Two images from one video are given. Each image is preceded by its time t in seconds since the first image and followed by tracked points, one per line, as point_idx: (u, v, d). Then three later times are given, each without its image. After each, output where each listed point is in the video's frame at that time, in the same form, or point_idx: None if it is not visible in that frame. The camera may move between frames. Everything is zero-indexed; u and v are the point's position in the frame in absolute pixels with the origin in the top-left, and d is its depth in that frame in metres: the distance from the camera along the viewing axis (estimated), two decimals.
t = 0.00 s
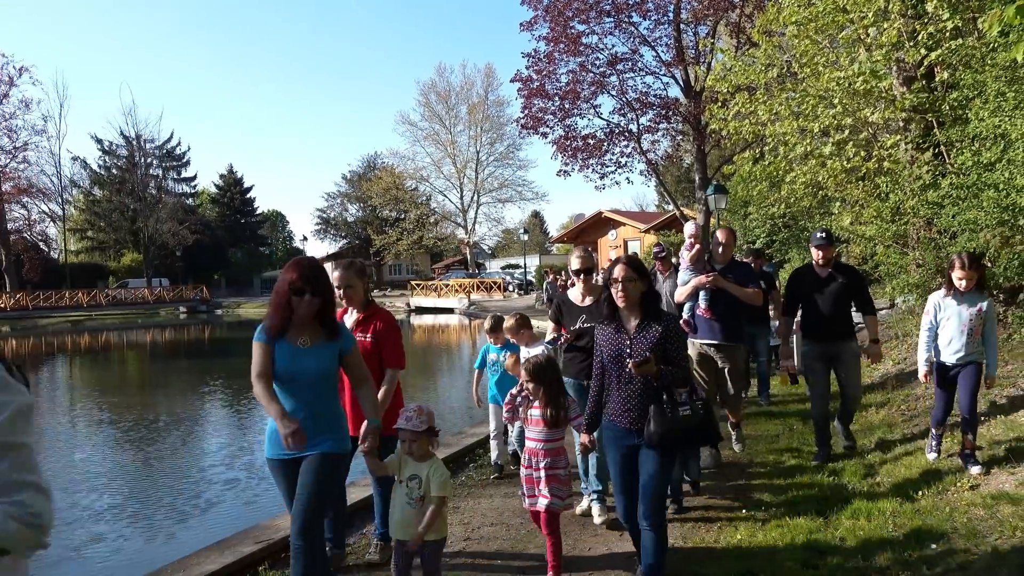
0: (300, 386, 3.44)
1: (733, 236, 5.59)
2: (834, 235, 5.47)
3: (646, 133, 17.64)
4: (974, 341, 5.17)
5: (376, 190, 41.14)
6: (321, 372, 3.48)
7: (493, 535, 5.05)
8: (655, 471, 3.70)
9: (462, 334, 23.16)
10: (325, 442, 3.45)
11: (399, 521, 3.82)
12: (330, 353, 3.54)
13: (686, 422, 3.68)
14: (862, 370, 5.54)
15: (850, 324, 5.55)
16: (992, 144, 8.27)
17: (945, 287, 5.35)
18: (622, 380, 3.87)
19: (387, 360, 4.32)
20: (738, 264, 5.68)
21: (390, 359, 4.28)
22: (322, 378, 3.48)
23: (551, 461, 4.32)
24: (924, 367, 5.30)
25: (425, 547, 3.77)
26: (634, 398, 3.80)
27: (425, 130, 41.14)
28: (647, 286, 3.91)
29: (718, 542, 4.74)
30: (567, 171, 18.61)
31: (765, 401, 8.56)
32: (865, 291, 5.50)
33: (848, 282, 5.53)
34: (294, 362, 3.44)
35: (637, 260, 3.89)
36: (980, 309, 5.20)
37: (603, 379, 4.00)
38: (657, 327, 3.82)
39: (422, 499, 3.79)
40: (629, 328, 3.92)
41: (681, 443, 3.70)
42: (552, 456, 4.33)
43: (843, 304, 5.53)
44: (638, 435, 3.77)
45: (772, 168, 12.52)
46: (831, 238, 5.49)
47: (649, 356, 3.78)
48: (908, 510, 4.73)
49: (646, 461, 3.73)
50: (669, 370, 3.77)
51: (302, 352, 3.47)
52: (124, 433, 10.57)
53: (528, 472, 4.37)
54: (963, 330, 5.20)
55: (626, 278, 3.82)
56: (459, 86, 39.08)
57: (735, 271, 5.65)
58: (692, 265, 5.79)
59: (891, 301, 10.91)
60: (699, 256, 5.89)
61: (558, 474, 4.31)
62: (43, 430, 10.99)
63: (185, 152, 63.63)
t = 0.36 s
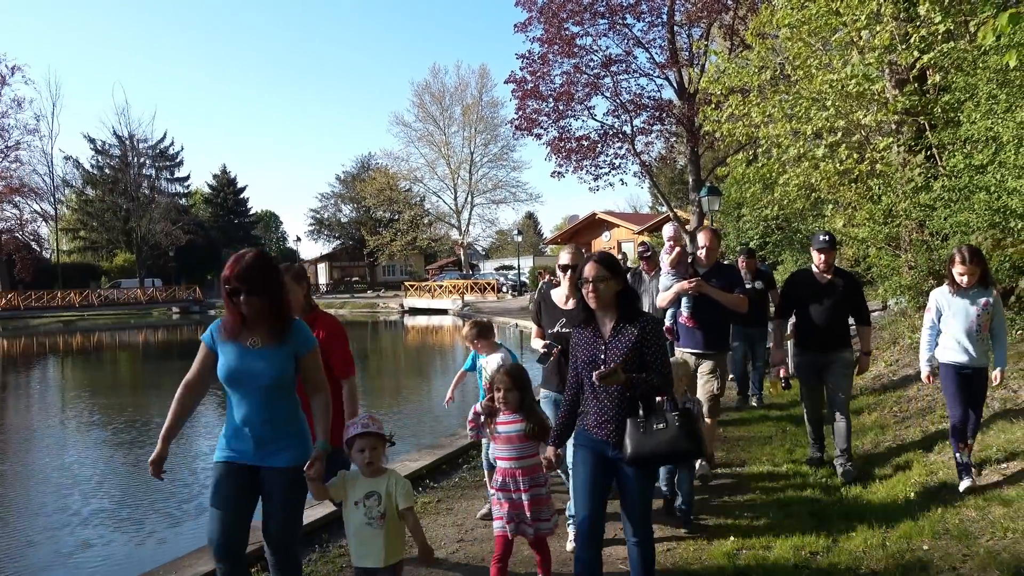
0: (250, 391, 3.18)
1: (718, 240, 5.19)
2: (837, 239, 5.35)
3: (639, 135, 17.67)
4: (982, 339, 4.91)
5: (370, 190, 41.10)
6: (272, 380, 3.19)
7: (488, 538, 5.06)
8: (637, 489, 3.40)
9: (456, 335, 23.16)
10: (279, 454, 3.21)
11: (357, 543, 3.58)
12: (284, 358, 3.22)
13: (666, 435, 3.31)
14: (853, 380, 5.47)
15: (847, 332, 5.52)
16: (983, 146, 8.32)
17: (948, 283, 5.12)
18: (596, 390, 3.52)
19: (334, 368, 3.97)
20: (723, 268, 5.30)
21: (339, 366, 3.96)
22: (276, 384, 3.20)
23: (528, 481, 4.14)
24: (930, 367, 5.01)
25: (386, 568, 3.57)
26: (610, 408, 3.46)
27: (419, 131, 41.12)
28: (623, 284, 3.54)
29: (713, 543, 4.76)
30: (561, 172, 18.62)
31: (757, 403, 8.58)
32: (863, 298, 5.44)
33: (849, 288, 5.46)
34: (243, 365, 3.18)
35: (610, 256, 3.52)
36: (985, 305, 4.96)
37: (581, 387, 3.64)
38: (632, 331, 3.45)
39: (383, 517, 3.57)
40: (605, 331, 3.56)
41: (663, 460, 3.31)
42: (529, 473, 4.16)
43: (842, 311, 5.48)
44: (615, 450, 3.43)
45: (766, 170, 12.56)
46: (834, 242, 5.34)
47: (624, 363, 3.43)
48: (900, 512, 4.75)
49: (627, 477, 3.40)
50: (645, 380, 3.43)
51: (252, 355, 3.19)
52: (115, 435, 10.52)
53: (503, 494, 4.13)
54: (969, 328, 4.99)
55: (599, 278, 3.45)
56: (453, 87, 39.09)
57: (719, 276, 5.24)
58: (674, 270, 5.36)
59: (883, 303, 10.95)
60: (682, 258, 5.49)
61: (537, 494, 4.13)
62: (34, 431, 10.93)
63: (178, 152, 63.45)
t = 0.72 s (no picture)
0: (172, 408, 3.09)
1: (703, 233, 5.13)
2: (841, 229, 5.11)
3: (632, 135, 17.69)
4: (982, 344, 4.72)
5: (362, 190, 41.00)
6: (192, 395, 3.08)
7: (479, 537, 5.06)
8: (586, 511, 3.21)
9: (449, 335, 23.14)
10: (206, 476, 3.11)
11: None
12: (204, 371, 3.12)
13: (617, 455, 3.15)
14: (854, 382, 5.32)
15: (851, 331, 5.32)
16: (974, 146, 8.37)
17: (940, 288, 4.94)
18: (545, 400, 3.39)
19: (302, 368, 3.97)
20: (706, 263, 5.17)
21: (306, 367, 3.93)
22: (196, 399, 3.09)
23: (487, 497, 4.10)
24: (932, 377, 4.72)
25: None
26: (559, 423, 3.32)
27: (411, 130, 41.04)
28: (570, 285, 3.42)
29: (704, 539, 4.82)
30: (554, 171, 18.62)
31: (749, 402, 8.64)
32: (870, 294, 5.22)
33: (854, 285, 5.23)
34: (161, 381, 3.09)
35: (556, 257, 3.38)
36: (982, 308, 4.79)
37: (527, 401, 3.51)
38: (581, 338, 3.31)
39: (338, 558, 3.41)
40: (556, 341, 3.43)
41: (612, 482, 3.14)
42: (489, 490, 4.12)
43: (845, 309, 5.27)
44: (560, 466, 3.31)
45: (758, 170, 12.58)
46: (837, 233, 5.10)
47: (573, 372, 3.28)
48: (890, 510, 4.78)
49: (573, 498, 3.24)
50: (598, 391, 3.25)
51: (169, 369, 3.09)
52: (104, 436, 10.47)
53: (462, 513, 4.10)
54: (967, 331, 4.75)
55: (543, 281, 3.33)
56: (446, 86, 39.03)
57: (702, 271, 5.12)
58: (655, 266, 5.31)
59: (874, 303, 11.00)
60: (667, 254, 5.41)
61: (496, 511, 4.11)
62: (24, 433, 10.88)
63: (170, 151, 63.17)
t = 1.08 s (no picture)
0: (87, 413, 2.78)
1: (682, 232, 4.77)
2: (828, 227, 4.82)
3: (627, 130, 17.69)
4: (988, 354, 4.35)
5: (357, 185, 40.94)
6: (109, 398, 2.76)
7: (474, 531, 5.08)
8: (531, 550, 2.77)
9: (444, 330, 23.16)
10: (120, 488, 2.77)
11: None
12: (121, 373, 2.78)
13: (564, 491, 2.69)
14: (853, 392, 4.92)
15: (846, 335, 4.95)
16: (968, 143, 8.39)
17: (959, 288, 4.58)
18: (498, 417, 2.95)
19: (267, 379, 3.58)
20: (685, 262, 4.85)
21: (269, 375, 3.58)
22: (110, 403, 2.76)
23: (445, 522, 3.68)
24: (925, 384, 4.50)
25: None
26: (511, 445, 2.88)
27: (406, 125, 40.95)
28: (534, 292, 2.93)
29: (698, 532, 4.84)
30: (549, 167, 18.62)
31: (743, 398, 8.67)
32: (864, 297, 4.88)
33: (847, 286, 4.90)
34: (75, 383, 2.77)
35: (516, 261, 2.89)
36: (997, 315, 4.39)
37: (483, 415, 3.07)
38: (540, 352, 2.84)
39: (273, 572, 3.08)
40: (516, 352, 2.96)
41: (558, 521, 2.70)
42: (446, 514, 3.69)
43: (839, 312, 4.92)
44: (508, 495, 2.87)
45: (753, 166, 12.59)
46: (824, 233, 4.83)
47: (529, 392, 2.81)
48: (883, 505, 4.81)
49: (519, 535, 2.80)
50: (555, 412, 2.78)
51: (84, 368, 2.78)
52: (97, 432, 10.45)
53: (419, 536, 3.76)
54: (975, 340, 4.42)
55: (492, 290, 2.86)
56: (441, 81, 38.94)
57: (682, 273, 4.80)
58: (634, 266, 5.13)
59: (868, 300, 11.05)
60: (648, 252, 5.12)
61: (457, 535, 3.70)
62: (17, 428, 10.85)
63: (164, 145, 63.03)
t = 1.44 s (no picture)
0: None
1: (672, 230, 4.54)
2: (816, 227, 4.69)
3: (625, 132, 17.70)
4: (999, 360, 4.03)
5: (355, 185, 40.90)
6: None
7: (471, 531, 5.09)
8: None
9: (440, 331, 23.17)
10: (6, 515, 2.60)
11: None
12: None
13: (516, 515, 2.42)
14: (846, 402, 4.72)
15: (837, 339, 4.80)
16: (965, 146, 8.41)
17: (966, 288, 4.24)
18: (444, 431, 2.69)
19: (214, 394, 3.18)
20: (674, 262, 4.59)
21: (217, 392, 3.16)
22: None
23: (366, 555, 3.66)
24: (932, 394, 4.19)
25: None
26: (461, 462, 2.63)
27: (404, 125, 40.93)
28: (476, 288, 2.68)
29: (696, 536, 4.86)
30: (547, 168, 18.63)
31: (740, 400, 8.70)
32: (855, 299, 4.75)
33: (837, 288, 4.77)
34: None
35: (454, 252, 2.65)
36: (1006, 316, 4.07)
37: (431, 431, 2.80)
38: (482, 354, 2.60)
39: None
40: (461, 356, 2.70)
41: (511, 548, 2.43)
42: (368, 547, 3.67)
43: (828, 315, 4.79)
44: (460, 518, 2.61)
45: (750, 168, 12.60)
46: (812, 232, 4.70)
47: (470, 400, 2.59)
48: (880, 508, 4.82)
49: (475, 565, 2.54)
50: (495, 420, 2.54)
51: None
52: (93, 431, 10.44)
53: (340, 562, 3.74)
54: (982, 343, 4.10)
55: (424, 286, 2.63)
56: (439, 81, 38.92)
57: (671, 273, 4.55)
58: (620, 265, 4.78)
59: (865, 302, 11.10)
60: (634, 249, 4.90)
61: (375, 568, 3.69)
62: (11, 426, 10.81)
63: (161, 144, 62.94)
